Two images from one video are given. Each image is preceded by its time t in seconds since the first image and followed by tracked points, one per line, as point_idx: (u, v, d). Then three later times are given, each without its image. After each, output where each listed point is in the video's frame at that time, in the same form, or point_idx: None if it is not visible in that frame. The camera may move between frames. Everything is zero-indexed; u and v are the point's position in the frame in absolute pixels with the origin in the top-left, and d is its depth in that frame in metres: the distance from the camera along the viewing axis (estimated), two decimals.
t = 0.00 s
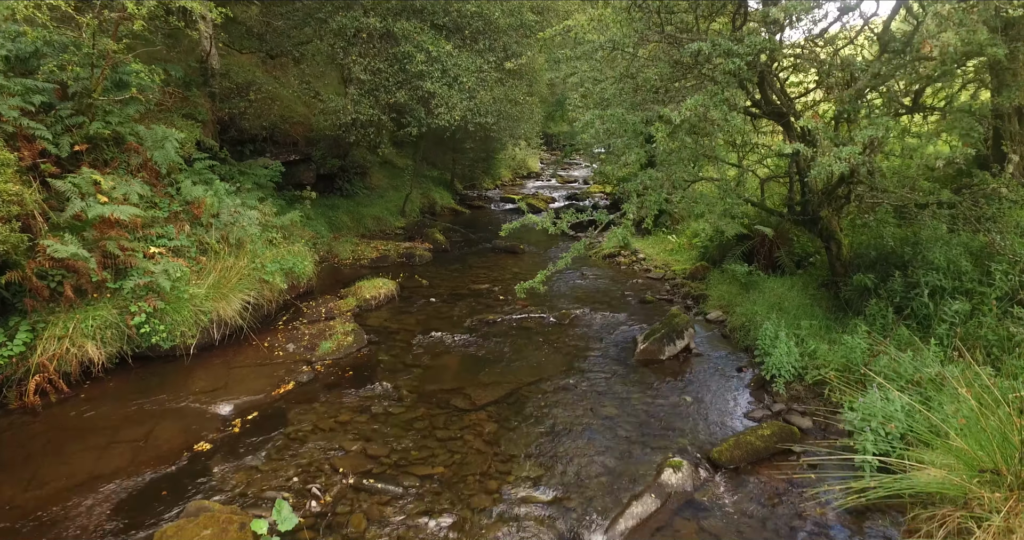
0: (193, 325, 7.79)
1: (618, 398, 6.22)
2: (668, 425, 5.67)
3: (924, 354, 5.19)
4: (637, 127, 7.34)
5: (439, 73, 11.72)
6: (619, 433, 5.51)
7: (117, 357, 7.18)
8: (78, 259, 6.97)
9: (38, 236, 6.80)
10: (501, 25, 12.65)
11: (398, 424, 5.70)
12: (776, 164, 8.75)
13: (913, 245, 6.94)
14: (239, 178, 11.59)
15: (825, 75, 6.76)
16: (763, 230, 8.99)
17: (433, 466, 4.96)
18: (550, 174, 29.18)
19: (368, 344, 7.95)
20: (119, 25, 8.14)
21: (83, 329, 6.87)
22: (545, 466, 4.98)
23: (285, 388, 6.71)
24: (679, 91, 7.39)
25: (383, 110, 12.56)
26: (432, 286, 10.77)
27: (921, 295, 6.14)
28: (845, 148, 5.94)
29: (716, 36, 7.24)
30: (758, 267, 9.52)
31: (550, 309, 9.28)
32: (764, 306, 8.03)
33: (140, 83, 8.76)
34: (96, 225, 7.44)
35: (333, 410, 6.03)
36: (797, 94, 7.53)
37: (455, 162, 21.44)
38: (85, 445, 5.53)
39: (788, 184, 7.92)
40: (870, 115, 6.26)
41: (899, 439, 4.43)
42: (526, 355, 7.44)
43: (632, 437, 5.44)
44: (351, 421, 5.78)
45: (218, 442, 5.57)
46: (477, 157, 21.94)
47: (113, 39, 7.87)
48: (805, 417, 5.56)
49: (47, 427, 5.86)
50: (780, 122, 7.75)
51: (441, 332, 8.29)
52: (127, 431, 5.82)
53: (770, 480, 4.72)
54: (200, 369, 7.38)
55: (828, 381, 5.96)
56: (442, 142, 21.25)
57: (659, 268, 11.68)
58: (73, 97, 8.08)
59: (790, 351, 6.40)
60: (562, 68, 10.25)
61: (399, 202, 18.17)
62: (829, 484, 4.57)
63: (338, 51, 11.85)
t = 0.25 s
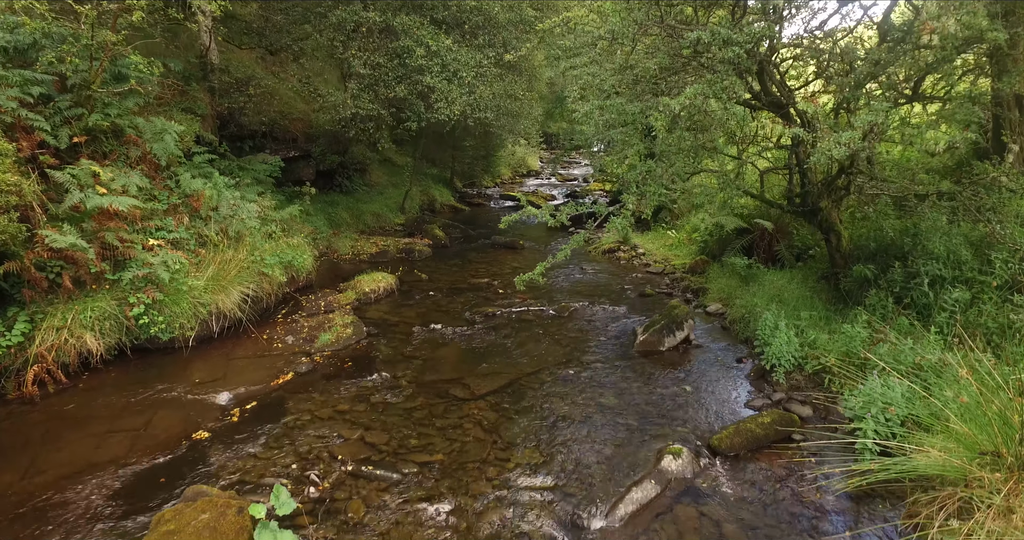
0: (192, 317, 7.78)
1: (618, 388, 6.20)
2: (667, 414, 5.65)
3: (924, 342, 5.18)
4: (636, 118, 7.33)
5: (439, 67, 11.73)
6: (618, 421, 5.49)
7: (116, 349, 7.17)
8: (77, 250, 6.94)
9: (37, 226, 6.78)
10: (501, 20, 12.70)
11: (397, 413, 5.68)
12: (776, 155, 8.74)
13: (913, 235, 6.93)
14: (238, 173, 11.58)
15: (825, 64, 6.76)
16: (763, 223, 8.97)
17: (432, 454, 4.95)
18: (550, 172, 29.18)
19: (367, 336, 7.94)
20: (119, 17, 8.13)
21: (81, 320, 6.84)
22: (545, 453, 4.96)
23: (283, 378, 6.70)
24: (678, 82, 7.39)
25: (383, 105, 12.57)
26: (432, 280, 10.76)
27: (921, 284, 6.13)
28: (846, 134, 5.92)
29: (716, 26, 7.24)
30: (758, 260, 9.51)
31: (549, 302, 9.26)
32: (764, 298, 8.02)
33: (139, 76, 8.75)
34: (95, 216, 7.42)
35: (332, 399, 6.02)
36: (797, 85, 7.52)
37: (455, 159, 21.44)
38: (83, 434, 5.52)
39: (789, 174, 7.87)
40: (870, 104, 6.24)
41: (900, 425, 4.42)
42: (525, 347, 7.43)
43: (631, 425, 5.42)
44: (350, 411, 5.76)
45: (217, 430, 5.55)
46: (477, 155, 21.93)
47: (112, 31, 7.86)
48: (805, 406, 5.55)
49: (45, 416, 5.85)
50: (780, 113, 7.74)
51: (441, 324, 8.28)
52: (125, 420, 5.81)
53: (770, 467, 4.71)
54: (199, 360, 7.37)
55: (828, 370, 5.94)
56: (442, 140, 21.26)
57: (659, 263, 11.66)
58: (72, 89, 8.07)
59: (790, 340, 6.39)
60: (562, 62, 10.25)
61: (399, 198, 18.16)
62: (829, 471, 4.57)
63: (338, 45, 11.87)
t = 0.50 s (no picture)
0: (191, 308, 7.77)
1: (618, 376, 6.20)
2: (667, 401, 5.65)
3: (924, 328, 5.18)
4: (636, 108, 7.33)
5: (439, 61, 11.75)
6: (618, 408, 5.49)
7: (115, 339, 7.16)
8: (76, 239, 6.93)
9: (36, 216, 6.75)
10: (500, 15, 12.81)
11: (396, 401, 5.67)
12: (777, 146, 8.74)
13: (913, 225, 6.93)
14: (238, 167, 11.57)
15: (823, 53, 6.78)
16: (763, 215, 8.97)
17: (432, 439, 4.94)
18: (549, 170, 29.17)
19: (366, 326, 7.93)
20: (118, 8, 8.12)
21: (80, 310, 6.83)
22: (544, 439, 4.96)
23: (283, 368, 6.69)
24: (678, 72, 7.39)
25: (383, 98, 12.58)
26: (431, 273, 10.75)
27: (921, 273, 6.13)
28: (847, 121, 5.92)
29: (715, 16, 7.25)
30: (757, 253, 9.51)
31: (549, 294, 9.26)
32: (764, 289, 8.02)
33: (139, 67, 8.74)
34: (94, 206, 7.40)
35: (332, 387, 6.01)
36: (796, 75, 7.53)
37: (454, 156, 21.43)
38: (82, 421, 5.52)
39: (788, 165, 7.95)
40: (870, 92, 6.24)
41: (900, 408, 4.41)
42: (525, 337, 7.42)
43: (631, 412, 5.42)
44: (350, 398, 5.75)
45: (216, 417, 5.55)
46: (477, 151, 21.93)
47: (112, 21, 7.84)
48: (806, 393, 5.55)
49: (45, 404, 5.85)
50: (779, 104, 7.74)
51: (440, 315, 8.28)
52: (124, 408, 5.80)
53: (770, 452, 4.71)
54: (198, 351, 7.36)
55: (828, 358, 5.94)
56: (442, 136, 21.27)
57: (659, 256, 11.66)
58: (70, 80, 8.03)
59: (790, 329, 6.39)
60: (561, 55, 10.26)
61: (399, 195, 18.15)
62: (829, 456, 4.56)
63: (338, 39, 11.87)
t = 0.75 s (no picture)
0: (191, 299, 7.76)
1: (619, 365, 6.19)
2: (668, 389, 5.64)
3: (925, 314, 5.16)
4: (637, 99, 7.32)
5: (439, 55, 11.73)
6: (619, 396, 5.48)
7: (115, 330, 7.15)
8: (76, 229, 6.91)
9: (35, 205, 6.72)
10: (501, 9, 12.76)
11: (396, 389, 5.66)
12: (779, 138, 8.78)
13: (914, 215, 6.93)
14: (237, 161, 11.56)
15: (824, 42, 6.78)
16: (763, 208, 8.97)
17: (432, 426, 4.93)
18: (549, 168, 29.16)
19: (367, 317, 7.92)
20: None
21: (80, 300, 6.82)
22: (545, 425, 4.95)
23: (283, 357, 6.68)
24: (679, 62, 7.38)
25: (383, 92, 12.57)
26: (432, 267, 10.75)
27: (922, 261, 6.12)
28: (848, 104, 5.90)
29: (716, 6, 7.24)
30: (758, 246, 9.51)
31: (549, 287, 9.26)
32: (764, 280, 8.02)
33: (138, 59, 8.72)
34: (94, 197, 7.38)
35: (332, 376, 6.00)
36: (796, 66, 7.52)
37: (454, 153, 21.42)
38: (82, 409, 5.50)
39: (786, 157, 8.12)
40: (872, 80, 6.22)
41: (902, 393, 4.40)
42: (525, 327, 7.42)
43: (632, 399, 5.41)
44: (350, 386, 5.74)
45: (216, 405, 5.54)
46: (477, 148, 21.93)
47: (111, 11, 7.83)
48: (807, 381, 5.54)
49: (44, 393, 5.84)
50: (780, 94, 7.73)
51: (441, 307, 8.27)
52: (124, 396, 5.79)
53: (772, 438, 4.70)
54: (197, 341, 7.35)
55: (830, 346, 5.93)
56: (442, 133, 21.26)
57: (659, 250, 11.66)
58: (70, 71, 8.02)
59: (791, 318, 6.38)
60: (561, 48, 10.25)
61: (399, 191, 18.13)
62: (831, 442, 4.56)
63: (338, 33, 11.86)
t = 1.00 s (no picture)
0: (191, 291, 7.74)
1: (620, 355, 6.18)
2: (670, 378, 5.63)
3: (928, 301, 5.13)
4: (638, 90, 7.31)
5: (439, 49, 11.71)
6: (620, 384, 5.47)
7: (114, 321, 7.13)
8: (75, 220, 6.88)
9: (34, 196, 6.69)
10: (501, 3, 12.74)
11: (397, 378, 5.64)
12: (780, 131, 8.77)
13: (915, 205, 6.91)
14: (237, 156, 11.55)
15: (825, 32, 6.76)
16: (764, 201, 8.98)
17: (433, 413, 4.91)
18: (549, 165, 29.13)
19: (367, 309, 7.91)
20: None
21: (79, 291, 6.79)
22: (546, 413, 4.93)
23: (282, 348, 6.67)
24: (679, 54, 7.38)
25: (383, 87, 12.55)
26: (432, 261, 10.74)
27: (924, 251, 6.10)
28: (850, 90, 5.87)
29: None
30: (758, 239, 9.50)
31: (550, 280, 9.25)
32: (765, 272, 8.01)
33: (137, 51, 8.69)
34: (93, 189, 7.35)
35: (332, 366, 5.98)
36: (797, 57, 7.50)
37: (454, 150, 21.40)
38: (81, 398, 5.48)
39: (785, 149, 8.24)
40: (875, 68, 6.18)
41: (904, 379, 4.38)
42: (526, 319, 7.40)
43: (633, 388, 5.40)
44: (350, 375, 5.72)
45: (215, 394, 5.52)
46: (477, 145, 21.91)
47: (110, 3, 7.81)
48: (809, 370, 5.52)
49: (43, 383, 5.81)
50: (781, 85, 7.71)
51: (441, 300, 8.25)
52: (123, 386, 5.77)
53: (773, 425, 4.69)
54: (197, 333, 7.33)
55: (831, 336, 5.92)
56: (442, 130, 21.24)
57: (659, 245, 11.64)
58: (69, 63, 7.99)
59: (792, 308, 6.38)
60: (562, 42, 10.23)
61: (399, 187, 18.11)
62: (832, 429, 4.56)
63: (338, 27, 11.84)
